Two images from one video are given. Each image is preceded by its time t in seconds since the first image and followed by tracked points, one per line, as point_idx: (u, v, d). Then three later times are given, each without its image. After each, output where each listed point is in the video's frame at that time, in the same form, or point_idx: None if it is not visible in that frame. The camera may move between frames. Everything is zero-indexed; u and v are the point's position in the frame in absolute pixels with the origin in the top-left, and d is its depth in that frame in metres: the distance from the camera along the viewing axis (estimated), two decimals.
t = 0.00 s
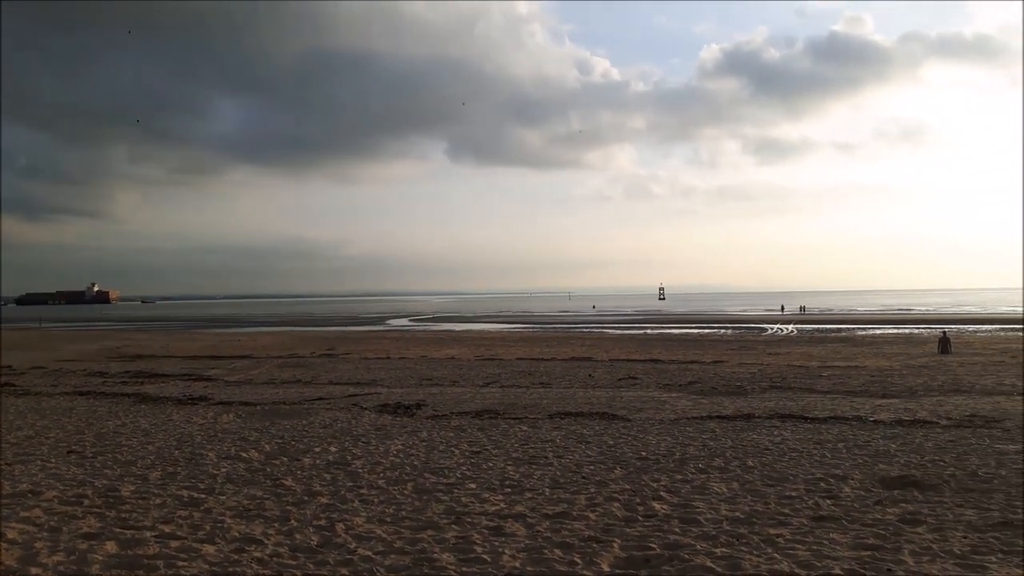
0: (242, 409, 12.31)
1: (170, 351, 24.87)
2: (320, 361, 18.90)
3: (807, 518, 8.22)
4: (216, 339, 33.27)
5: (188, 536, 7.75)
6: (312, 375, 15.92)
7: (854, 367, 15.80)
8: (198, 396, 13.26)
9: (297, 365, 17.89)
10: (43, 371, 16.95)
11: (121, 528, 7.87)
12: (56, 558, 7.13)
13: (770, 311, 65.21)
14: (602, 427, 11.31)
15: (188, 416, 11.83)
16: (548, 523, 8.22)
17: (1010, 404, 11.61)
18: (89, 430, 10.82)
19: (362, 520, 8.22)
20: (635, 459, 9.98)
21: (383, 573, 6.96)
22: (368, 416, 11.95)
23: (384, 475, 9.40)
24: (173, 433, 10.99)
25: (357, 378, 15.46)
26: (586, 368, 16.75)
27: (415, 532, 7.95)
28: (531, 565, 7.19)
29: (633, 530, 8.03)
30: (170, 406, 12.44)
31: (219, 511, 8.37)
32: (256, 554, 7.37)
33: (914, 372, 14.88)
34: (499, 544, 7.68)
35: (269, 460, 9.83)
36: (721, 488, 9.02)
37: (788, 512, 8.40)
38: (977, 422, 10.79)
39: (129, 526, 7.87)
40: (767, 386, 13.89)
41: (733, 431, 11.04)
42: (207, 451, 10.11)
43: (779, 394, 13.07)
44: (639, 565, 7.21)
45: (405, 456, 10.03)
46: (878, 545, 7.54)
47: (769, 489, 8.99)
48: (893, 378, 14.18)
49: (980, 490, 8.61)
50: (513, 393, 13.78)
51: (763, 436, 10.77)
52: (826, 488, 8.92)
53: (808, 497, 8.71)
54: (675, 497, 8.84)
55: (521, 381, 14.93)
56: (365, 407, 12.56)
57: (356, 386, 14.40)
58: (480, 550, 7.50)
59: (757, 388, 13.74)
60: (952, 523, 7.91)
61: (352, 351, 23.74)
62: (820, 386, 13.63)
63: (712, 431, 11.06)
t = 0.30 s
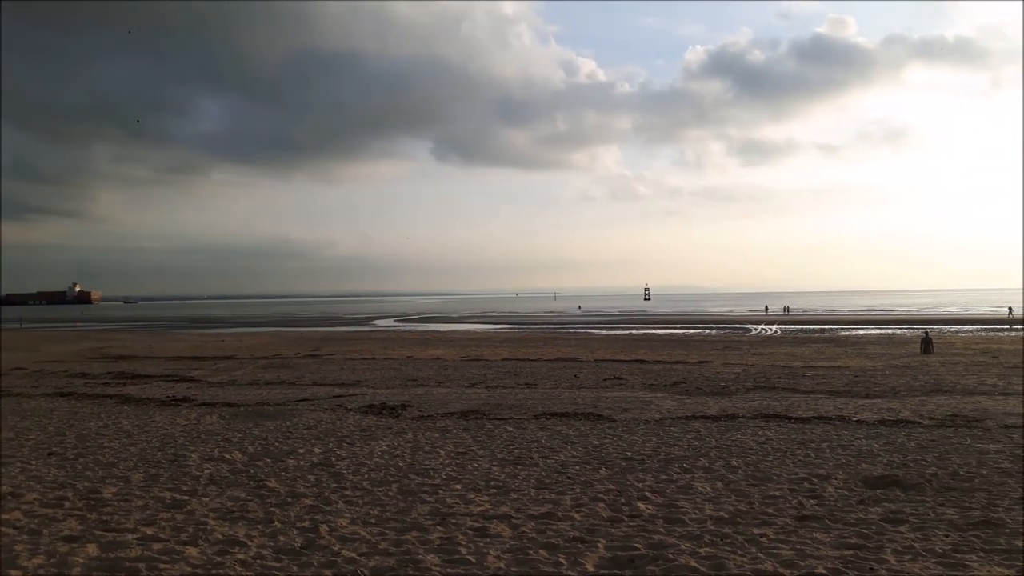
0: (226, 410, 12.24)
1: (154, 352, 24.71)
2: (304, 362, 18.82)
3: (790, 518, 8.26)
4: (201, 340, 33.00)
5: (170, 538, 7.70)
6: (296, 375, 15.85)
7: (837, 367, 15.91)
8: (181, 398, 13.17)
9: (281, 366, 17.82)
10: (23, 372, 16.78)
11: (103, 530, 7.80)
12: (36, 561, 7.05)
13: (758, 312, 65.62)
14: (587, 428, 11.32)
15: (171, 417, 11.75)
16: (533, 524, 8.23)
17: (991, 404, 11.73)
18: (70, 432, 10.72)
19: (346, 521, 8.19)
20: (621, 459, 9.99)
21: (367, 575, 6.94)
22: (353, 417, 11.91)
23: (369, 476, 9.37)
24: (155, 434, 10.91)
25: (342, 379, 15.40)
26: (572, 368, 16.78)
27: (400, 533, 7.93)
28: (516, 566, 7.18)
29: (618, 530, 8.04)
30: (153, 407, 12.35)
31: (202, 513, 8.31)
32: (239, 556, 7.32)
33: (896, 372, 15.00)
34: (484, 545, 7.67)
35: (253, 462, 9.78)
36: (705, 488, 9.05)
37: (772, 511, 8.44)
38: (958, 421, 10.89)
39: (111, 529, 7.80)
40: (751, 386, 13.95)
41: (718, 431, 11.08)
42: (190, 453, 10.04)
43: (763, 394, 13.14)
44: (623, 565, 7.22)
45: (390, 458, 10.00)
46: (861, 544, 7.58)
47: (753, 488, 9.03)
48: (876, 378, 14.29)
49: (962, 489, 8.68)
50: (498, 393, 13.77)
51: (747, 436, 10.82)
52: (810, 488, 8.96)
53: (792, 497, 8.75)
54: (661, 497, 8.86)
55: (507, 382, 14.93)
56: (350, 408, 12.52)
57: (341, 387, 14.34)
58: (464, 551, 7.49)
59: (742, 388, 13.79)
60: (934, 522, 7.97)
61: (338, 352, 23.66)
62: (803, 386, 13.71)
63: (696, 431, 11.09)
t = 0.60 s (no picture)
0: (208, 412, 12.17)
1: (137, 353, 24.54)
2: (287, 363, 18.74)
3: (773, 517, 8.31)
4: (185, 340, 32.83)
5: (152, 541, 7.64)
6: (279, 377, 15.79)
7: (819, 367, 16.02)
8: (163, 399, 13.09)
9: (264, 366, 17.76)
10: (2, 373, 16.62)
11: (83, 533, 7.73)
12: (15, 564, 6.98)
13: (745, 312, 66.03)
14: (571, 428, 11.34)
15: (153, 419, 11.67)
16: (517, 524, 8.23)
17: (970, 403, 11.86)
18: (50, 434, 10.62)
19: (330, 523, 8.16)
20: (605, 460, 10.01)
21: None
22: (337, 418, 11.88)
23: (353, 477, 9.35)
24: (137, 436, 10.84)
25: (326, 380, 15.35)
26: (556, 369, 16.80)
27: (384, 535, 7.91)
28: (500, 566, 7.19)
29: (602, 530, 8.06)
30: (135, 409, 12.26)
31: (184, 515, 8.26)
32: (221, 558, 7.28)
33: (878, 371, 15.13)
34: (468, 546, 7.66)
35: (236, 463, 9.73)
36: (689, 488, 9.09)
37: (755, 511, 8.49)
38: (939, 421, 11.00)
39: (92, 532, 7.72)
40: (734, 386, 14.03)
41: (701, 430, 11.13)
42: (172, 455, 9.98)
43: (746, 394, 13.21)
44: (608, 565, 7.23)
45: (374, 459, 9.98)
46: (842, 543, 7.63)
47: (736, 488, 9.08)
48: (858, 378, 14.40)
49: (942, 488, 8.77)
50: (483, 394, 13.77)
51: (731, 436, 10.87)
52: (793, 487, 9.02)
53: (774, 496, 8.81)
54: (645, 496, 8.89)
55: (492, 382, 14.93)
56: (334, 409, 12.49)
57: (325, 388, 14.30)
58: (449, 552, 7.48)
59: (725, 388, 13.85)
60: (915, 521, 8.05)
61: (322, 352, 23.59)
62: (786, 386, 13.80)
63: (680, 431, 11.13)
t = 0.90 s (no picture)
0: (189, 413, 12.08)
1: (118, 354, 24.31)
2: (269, 364, 18.62)
3: (755, 516, 8.35)
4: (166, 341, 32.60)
5: (131, 543, 7.57)
6: (261, 378, 15.70)
7: (800, 367, 16.14)
8: (143, 400, 12.99)
9: (245, 367, 17.67)
10: None
11: (61, 536, 7.64)
12: None
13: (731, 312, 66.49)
14: (554, 428, 11.35)
15: (133, 420, 11.57)
16: (500, 525, 8.22)
17: (949, 402, 11.98)
18: (27, 436, 10.50)
19: (312, 525, 8.12)
20: (588, 459, 10.03)
21: None
22: (319, 419, 11.83)
23: (336, 478, 9.31)
24: (116, 437, 10.75)
25: (308, 381, 15.27)
26: (540, 369, 16.81)
27: (366, 536, 7.88)
28: (483, 567, 7.18)
29: (585, 530, 8.07)
30: (115, 410, 12.14)
31: (164, 517, 8.19)
32: (202, 561, 7.23)
33: (858, 371, 15.26)
34: (451, 546, 7.65)
35: (217, 465, 9.67)
36: (671, 487, 9.12)
37: (737, 510, 8.53)
38: (918, 419, 11.10)
39: (70, 534, 7.64)
40: (716, 385, 14.09)
41: (684, 430, 11.17)
42: (152, 456, 9.90)
43: (728, 393, 13.28)
44: (590, 565, 7.24)
45: (357, 460, 9.94)
46: (823, 541, 7.68)
47: (718, 487, 9.12)
48: (838, 377, 14.52)
49: (921, 486, 8.84)
50: (466, 394, 13.76)
51: (713, 435, 10.92)
52: (774, 486, 9.07)
53: (756, 495, 8.85)
54: (628, 496, 8.91)
55: (475, 382, 14.92)
56: (316, 410, 12.43)
57: (308, 389, 14.24)
58: (432, 553, 7.46)
59: (708, 388, 13.91)
60: (895, 519, 8.11)
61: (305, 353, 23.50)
62: (768, 385, 13.88)
63: (663, 430, 11.16)
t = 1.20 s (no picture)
0: (171, 413, 12.00)
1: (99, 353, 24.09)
2: (252, 363, 18.51)
3: (737, 514, 8.39)
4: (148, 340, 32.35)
5: (112, 544, 7.51)
6: (244, 377, 15.62)
7: (783, 365, 16.23)
8: (125, 400, 12.88)
9: (227, 367, 17.57)
10: None
11: (40, 537, 7.56)
12: None
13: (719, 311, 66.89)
14: (538, 426, 11.36)
15: (113, 420, 11.47)
16: (484, 524, 8.22)
17: (930, 400, 12.09)
18: (5, 437, 10.38)
19: (295, 525, 8.09)
20: (572, 458, 10.05)
21: None
22: (302, 419, 11.78)
23: (319, 478, 9.28)
24: (96, 438, 10.65)
25: (292, 380, 15.19)
26: (524, 367, 16.82)
27: (349, 536, 7.86)
28: (466, 566, 7.17)
29: (569, 529, 8.08)
30: (95, 410, 12.03)
31: (145, 518, 8.13)
32: (183, 561, 7.18)
33: (840, 369, 15.36)
34: (435, 546, 7.64)
35: (199, 465, 9.61)
36: (655, 485, 9.15)
37: (720, 507, 8.57)
38: (900, 417, 11.20)
39: (50, 536, 7.57)
40: (699, 384, 14.15)
41: (667, 428, 11.20)
42: (133, 457, 9.82)
43: (711, 392, 13.34)
44: (574, 564, 7.25)
45: (340, 459, 9.91)
46: (805, 539, 7.73)
47: (702, 485, 9.16)
48: (821, 375, 14.62)
49: (902, 484, 8.92)
50: (451, 393, 13.74)
51: (696, 433, 10.97)
52: (757, 484, 9.12)
53: (739, 493, 8.90)
54: (611, 494, 8.94)
55: (460, 381, 14.91)
56: (299, 410, 12.37)
57: (291, 388, 14.18)
58: (415, 553, 7.45)
59: (691, 386, 13.95)
60: (876, 516, 8.18)
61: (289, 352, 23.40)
62: (751, 383, 13.95)
63: (646, 429, 11.20)
